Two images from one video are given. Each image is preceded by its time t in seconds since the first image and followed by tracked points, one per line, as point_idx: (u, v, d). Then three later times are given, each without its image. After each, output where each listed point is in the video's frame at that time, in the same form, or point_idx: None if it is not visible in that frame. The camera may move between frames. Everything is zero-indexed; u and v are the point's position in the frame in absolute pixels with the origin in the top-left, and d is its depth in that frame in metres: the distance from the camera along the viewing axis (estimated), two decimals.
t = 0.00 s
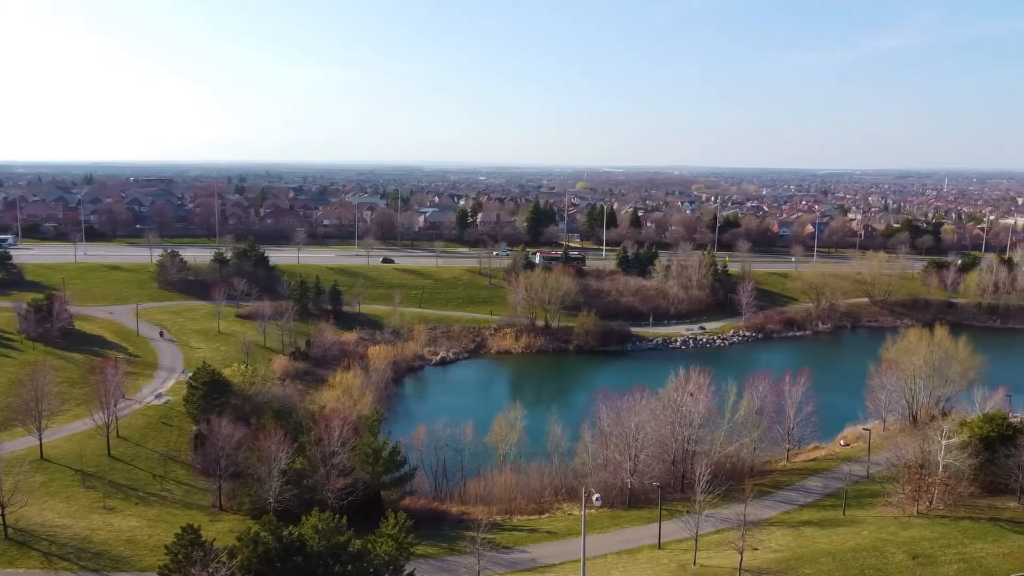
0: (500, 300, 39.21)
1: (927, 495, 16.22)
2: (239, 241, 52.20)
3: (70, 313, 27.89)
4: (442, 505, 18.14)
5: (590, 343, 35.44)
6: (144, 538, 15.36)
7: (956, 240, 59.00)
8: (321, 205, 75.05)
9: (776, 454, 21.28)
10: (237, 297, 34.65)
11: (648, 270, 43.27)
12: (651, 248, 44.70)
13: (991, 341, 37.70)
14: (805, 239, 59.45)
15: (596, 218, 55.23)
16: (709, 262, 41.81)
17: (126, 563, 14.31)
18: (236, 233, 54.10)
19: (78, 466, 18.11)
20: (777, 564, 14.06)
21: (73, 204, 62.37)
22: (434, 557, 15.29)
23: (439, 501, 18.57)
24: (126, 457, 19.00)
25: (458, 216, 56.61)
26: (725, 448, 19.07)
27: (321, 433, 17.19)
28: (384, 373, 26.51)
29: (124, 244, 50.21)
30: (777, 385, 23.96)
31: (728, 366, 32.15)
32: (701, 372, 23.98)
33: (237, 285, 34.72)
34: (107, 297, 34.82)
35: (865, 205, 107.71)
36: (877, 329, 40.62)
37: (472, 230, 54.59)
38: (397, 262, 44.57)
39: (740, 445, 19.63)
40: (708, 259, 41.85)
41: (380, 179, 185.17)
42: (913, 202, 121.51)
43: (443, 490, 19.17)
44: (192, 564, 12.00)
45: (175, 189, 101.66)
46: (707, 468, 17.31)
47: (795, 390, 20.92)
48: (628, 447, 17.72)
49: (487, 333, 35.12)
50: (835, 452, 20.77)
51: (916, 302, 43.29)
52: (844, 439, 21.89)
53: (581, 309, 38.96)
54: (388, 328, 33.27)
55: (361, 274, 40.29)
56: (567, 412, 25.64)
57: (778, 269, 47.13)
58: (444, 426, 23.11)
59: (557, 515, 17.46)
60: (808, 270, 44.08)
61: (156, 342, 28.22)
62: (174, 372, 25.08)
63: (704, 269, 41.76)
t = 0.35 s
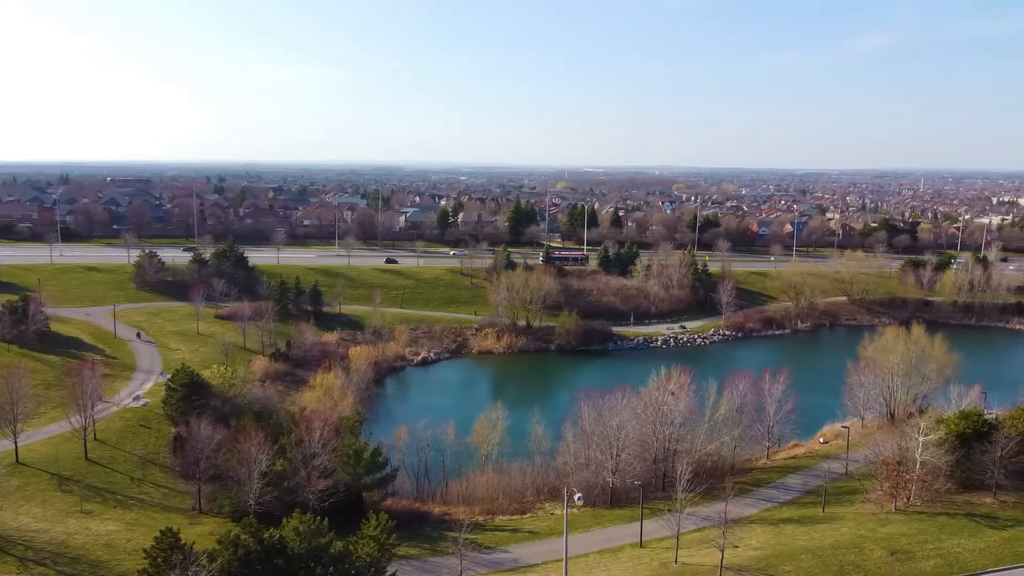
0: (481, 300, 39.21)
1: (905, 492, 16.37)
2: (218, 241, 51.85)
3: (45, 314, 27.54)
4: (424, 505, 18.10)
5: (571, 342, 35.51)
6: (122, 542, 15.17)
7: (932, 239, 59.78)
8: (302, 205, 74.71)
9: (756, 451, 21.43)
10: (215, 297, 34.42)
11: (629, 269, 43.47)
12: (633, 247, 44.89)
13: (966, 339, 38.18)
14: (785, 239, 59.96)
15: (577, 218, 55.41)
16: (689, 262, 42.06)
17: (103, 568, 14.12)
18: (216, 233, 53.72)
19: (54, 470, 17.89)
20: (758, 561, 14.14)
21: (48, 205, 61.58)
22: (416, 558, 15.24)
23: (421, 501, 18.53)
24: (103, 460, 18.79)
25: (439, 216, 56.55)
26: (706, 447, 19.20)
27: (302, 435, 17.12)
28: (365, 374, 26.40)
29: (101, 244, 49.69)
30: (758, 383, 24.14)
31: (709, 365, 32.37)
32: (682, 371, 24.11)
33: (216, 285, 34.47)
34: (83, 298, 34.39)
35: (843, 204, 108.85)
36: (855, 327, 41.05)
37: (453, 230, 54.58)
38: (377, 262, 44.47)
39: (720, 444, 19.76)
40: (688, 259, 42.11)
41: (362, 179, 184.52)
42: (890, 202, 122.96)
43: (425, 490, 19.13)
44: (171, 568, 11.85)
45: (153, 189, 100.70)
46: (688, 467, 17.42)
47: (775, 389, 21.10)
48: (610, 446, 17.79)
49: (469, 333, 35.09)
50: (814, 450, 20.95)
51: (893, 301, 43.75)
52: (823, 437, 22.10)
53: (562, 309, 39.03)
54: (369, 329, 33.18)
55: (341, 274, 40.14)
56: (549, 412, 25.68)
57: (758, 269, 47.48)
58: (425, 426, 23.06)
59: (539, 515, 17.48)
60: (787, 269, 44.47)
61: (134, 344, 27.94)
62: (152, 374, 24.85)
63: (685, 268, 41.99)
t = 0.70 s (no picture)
0: (462, 300, 39.20)
1: (883, 488, 16.64)
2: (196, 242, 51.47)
3: (20, 316, 27.18)
4: (406, 506, 18.06)
5: (553, 342, 35.57)
6: (99, 546, 14.99)
7: (909, 238, 60.49)
8: (281, 205, 74.36)
9: (736, 449, 21.58)
10: (194, 298, 34.17)
11: (610, 269, 43.64)
12: (613, 247, 45.08)
13: (943, 337, 38.66)
14: (764, 238, 60.42)
15: (559, 218, 55.57)
16: (669, 261, 42.30)
17: (79, 572, 13.94)
18: (194, 234, 53.31)
19: (30, 473, 17.66)
20: (739, 559, 14.23)
21: (23, 205, 60.78)
22: (398, 559, 15.19)
23: (402, 502, 18.49)
24: (80, 463, 18.59)
25: (419, 216, 56.44)
26: (686, 445, 19.31)
27: (282, 436, 17.03)
28: (346, 375, 26.29)
29: (77, 245, 49.16)
30: (738, 382, 24.32)
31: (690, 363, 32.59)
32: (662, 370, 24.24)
33: (194, 286, 34.21)
34: (59, 300, 33.97)
35: (822, 203, 109.80)
36: (833, 326, 41.44)
37: (434, 230, 54.59)
38: (358, 262, 44.34)
39: (701, 442, 19.90)
40: (668, 258, 42.35)
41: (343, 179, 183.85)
42: (867, 201, 124.17)
43: (407, 491, 19.10)
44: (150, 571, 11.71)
45: (130, 189, 99.77)
46: (669, 465, 17.52)
47: (754, 387, 21.27)
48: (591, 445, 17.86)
49: (450, 334, 35.06)
50: (793, 447, 21.14)
51: (871, 299, 44.16)
52: (803, 434, 22.29)
53: (543, 309, 39.09)
54: (350, 329, 33.05)
55: (321, 275, 39.97)
56: (531, 411, 25.72)
57: (738, 268, 47.79)
58: (407, 427, 23.01)
59: (521, 515, 17.50)
60: (766, 268, 44.83)
61: (111, 345, 27.65)
62: (130, 376, 24.62)
63: (665, 267, 42.22)
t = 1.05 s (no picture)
0: (443, 300, 39.15)
1: (861, 485, 16.87)
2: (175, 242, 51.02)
3: None
4: (388, 507, 18.04)
5: (535, 341, 35.61)
6: (77, 550, 14.81)
7: (885, 238, 61.21)
8: (261, 205, 73.92)
9: (717, 448, 21.72)
10: (173, 299, 33.90)
11: (592, 268, 43.77)
12: (594, 247, 45.20)
13: (920, 335, 39.14)
14: (743, 238, 60.85)
15: (540, 218, 55.66)
16: (650, 261, 42.49)
17: None
18: (172, 234, 52.86)
19: (5, 477, 17.43)
20: (720, 556, 14.31)
21: None
22: (380, 560, 15.14)
23: (384, 503, 18.46)
24: (56, 466, 18.37)
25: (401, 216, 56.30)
26: (667, 444, 19.43)
27: (262, 438, 16.92)
28: (327, 376, 26.15)
29: (52, 245, 48.56)
30: (719, 380, 24.49)
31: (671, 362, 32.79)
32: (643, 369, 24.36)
33: (173, 287, 33.93)
34: (34, 301, 33.53)
35: (802, 203, 110.76)
36: (812, 324, 41.83)
37: (415, 230, 54.45)
38: (338, 262, 44.15)
39: (682, 441, 20.00)
40: (649, 258, 42.55)
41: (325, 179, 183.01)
42: (846, 201, 125.35)
43: (389, 492, 19.06)
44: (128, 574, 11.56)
45: (108, 189, 98.72)
46: (650, 464, 17.62)
47: (735, 385, 21.43)
48: (573, 444, 17.93)
49: (432, 334, 35.00)
50: (773, 445, 21.31)
51: (849, 298, 44.61)
52: (783, 432, 22.47)
53: (525, 309, 39.13)
54: (331, 329, 32.90)
55: (301, 275, 39.77)
56: (513, 411, 25.76)
57: (718, 267, 48.08)
58: (388, 428, 22.95)
59: (504, 514, 17.52)
60: (746, 268, 45.17)
61: (88, 347, 27.34)
62: (108, 378, 24.36)
63: (646, 267, 42.40)
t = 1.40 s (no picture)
0: (425, 300, 39.07)
1: (841, 482, 17.03)
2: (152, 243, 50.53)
3: None
4: (369, 507, 17.99)
5: (517, 341, 35.61)
6: (53, 554, 14.63)
7: (863, 237, 61.82)
8: (239, 205, 73.37)
9: (698, 446, 21.85)
10: (151, 300, 33.59)
11: (573, 268, 43.87)
12: (576, 246, 45.29)
13: (898, 333, 39.58)
14: (724, 237, 61.21)
15: (521, 218, 55.70)
16: (631, 260, 42.66)
17: None
18: (150, 234, 52.36)
19: None
20: (701, 554, 14.39)
21: None
22: (362, 561, 15.09)
23: (366, 504, 18.41)
24: (32, 470, 18.13)
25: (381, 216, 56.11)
26: (648, 442, 19.53)
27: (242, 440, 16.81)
28: (306, 377, 25.89)
29: (26, 246, 47.90)
30: (699, 379, 24.64)
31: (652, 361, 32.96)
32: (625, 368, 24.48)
33: (151, 288, 33.62)
34: (9, 303, 33.07)
35: (782, 203, 111.58)
36: (791, 323, 42.18)
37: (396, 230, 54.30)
38: (318, 262, 43.93)
39: (663, 439, 20.11)
40: (630, 257, 42.71)
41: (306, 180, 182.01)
42: (825, 201, 126.50)
43: (370, 493, 19.02)
44: None
45: (84, 189, 97.48)
46: (631, 462, 17.70)
47: (715, 384, 21.58)
48: (555, 444, 17.99)
49: (413, 334, 34.91)
50: (753, 443, 21.48)
51: (828, 297, 45.02)
52: (763, 430, 22.65)
53: (507, 309, 39.13)
54: (311, 330, 32.74)
55: (280, 275, 39.55)
56: (495, 411, 25.78)
57: (699, 266, 48.34)
58: (370, 428, 22.88)
59: (486, 514, 17.52)
60: (727, 267, 45.46)
61: (65, 349, 27.01)
62: (84, 380, 24.08)
63: (627, 267, 42.56)
